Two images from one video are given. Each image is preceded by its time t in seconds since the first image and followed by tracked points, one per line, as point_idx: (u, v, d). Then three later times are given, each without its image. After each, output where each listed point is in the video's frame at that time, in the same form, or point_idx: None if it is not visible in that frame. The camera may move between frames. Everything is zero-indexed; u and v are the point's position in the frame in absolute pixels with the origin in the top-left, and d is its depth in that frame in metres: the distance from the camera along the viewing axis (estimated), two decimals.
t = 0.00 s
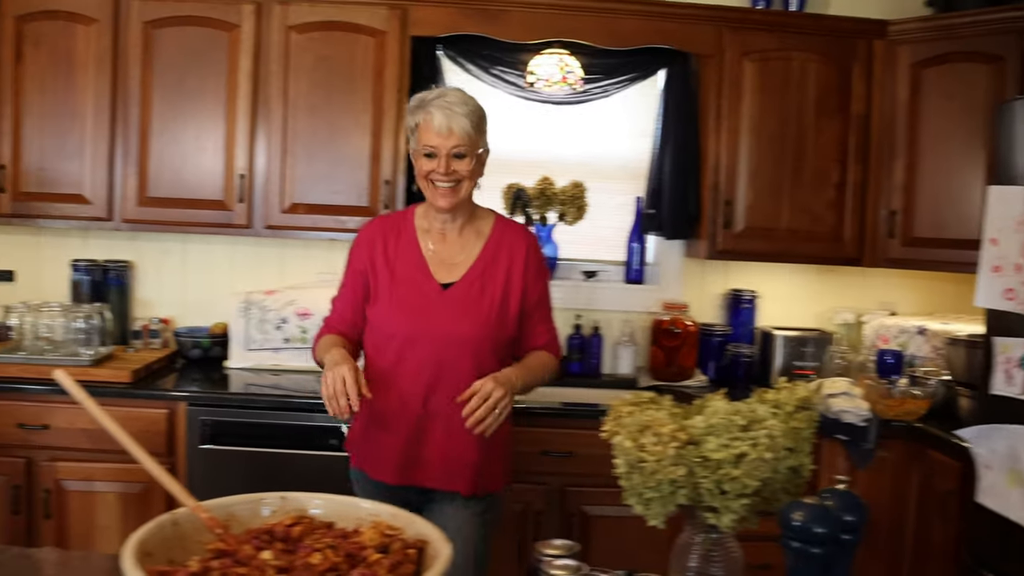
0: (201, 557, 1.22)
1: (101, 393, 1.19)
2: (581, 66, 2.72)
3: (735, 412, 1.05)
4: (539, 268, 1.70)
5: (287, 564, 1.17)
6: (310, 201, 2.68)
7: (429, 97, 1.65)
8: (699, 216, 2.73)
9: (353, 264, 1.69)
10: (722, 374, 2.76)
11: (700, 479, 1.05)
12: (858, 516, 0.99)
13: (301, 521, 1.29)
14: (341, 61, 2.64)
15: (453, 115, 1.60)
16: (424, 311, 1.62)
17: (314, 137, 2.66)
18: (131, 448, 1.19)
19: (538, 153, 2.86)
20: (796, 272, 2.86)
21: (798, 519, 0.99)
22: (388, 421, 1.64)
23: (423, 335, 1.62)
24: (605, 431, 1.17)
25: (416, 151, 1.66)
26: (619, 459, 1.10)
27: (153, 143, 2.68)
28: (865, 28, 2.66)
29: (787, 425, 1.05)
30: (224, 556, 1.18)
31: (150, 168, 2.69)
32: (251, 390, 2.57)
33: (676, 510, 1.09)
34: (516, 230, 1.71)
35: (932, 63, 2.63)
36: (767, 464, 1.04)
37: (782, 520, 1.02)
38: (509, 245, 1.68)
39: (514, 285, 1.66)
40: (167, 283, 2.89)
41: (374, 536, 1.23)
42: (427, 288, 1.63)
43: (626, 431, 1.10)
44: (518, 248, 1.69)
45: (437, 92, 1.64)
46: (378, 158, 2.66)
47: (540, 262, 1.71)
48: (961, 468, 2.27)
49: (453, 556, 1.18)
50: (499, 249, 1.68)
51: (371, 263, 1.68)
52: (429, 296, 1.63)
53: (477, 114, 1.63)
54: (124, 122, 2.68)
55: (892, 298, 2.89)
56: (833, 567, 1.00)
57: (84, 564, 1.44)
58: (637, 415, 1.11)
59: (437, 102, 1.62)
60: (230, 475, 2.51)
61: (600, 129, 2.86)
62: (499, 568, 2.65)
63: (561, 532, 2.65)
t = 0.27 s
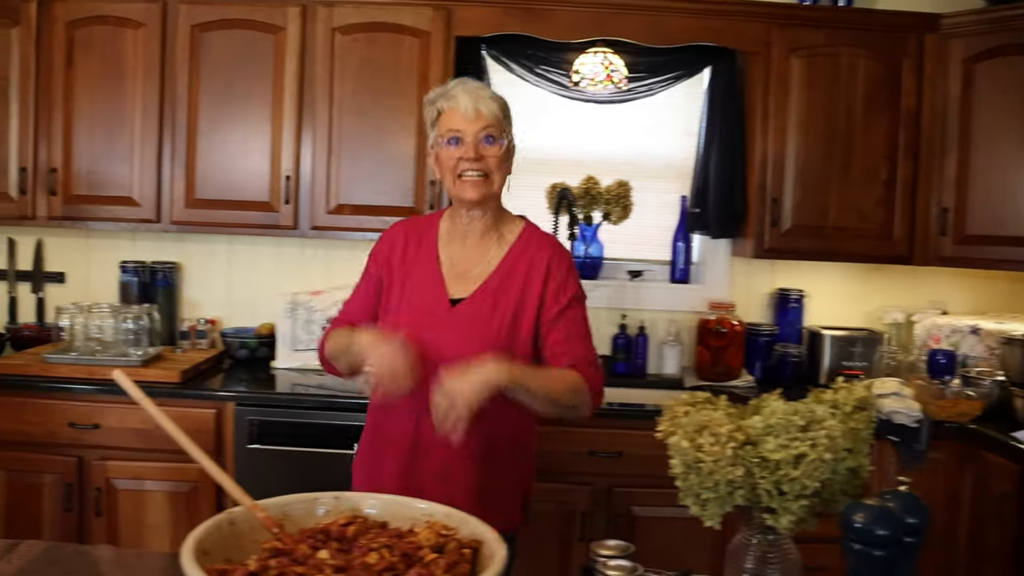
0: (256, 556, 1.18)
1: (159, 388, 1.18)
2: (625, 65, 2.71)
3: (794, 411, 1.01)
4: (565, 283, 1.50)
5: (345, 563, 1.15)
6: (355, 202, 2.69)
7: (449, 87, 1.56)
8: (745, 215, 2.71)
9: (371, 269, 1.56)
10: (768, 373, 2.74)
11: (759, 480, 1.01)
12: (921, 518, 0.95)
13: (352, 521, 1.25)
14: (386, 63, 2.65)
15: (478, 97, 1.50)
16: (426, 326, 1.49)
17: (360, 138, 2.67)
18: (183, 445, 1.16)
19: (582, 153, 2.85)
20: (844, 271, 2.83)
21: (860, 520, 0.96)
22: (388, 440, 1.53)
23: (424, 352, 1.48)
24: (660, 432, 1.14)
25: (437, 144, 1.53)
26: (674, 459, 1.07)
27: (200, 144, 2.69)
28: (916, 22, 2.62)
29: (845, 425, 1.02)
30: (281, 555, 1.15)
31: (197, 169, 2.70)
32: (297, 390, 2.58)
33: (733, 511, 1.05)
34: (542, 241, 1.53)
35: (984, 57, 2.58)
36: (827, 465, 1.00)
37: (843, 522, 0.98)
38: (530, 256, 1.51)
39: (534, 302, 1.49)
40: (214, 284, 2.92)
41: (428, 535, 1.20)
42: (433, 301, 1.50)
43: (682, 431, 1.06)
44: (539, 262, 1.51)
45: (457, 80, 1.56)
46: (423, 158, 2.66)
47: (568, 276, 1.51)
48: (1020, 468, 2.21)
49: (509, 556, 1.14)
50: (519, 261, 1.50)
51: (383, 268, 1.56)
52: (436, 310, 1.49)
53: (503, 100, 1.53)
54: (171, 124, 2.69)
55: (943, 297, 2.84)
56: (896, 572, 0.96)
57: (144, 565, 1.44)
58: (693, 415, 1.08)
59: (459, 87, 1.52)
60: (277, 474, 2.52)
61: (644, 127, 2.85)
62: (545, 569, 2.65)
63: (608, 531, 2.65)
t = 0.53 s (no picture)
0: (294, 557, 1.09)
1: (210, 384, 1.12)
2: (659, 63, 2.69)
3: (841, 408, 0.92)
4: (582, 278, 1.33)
5: (388, 563, 1.05)
6: (390, 203, 2.69)
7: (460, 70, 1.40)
8: (782, 214, 2.67)
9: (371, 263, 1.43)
10: (804, 373, 2.72)
11: (804, 481, 0.92)
12: (971, 520, 0.94)
13: (395, 521, 1.14)
14: (421, 63, 2.64)
15: (490, 74, 1.32)
16: (425, 326, 1.34)
17: (395, 139, 2.66)
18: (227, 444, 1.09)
19: (615, 152, 2.85)
20: (881, 270, 2.80)
21: (908, 521, 0.93)
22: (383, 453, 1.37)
23: (422, 356, 1.33)
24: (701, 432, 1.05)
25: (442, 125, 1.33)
26: (716, 460, 0.98)
27: (235, 145, 2.70)
28: (956, 17, 2.58)
29: (892, 425, 0.93)
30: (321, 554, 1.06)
31: (232, 170, 2.70)
32: (333, 389, 2.60)
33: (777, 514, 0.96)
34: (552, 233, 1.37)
35: None
36: (876, 466, 0.91)
37: (890, 523, 0.96)
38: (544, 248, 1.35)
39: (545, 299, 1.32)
40: (250, 285, 2.93)
41: (473, 534, 1.09)
42: (434, 298, 1.35)
43: (725, 430, 0.98)
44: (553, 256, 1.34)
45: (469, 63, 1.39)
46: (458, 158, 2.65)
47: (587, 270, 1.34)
48: None
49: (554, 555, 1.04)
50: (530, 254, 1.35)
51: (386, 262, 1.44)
52: (436, 308, 1.34)
53: (520, 83, 1.35)
54: (206, 124, 2.69)
55: (982, 296, 2.80)
56: None
57: (186, 564, 1.43)
58: (736, 413, 0.99)
59: (471, 64, 1.35)
60: (312, 473, 2.53)
61: (678, 126, 2.84)
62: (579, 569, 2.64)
63: (644, 531, 2.64)
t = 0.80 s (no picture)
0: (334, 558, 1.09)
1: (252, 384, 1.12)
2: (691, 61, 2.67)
3: (885, 411, 0.93)
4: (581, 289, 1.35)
5: (428, 564, 1.04)
6: (421, 204, 2.69)
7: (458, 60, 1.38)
8: (815, 213, 2.66)
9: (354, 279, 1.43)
10: (838, 374, 2.68)
11: (847, 484, 0.93)
12: None
13: (432, 521, 1.13)
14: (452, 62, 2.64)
15: (491, 75, 1.32)
16: (427, 341, 1.34)
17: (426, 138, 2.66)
18: (266, 447, 1.10)
19: (647, 151, 2.84)
20: (917, 270, 2.77)
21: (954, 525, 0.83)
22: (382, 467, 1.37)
23: (423, 371, 1.33)
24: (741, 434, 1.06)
25: (439, 123, 1.35)
26: (757, 462, 0.99)
27: (267, 146, 2.70)
28: (994, 12, 2.54)
29: (937, 427, 0.93)
30: (361, 555, 1.05)
31: (265, 171, 2.71)
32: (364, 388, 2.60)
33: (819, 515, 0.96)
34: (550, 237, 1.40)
35: None
36: (921, 469, 0.91)
37: (936, 525, 0.85)
38: (542, 260, 1.37)
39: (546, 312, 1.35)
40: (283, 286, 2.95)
41: (512, 536, 1.08)
42: (435, 312, 1.35)
43: (766, 432, 0.98)
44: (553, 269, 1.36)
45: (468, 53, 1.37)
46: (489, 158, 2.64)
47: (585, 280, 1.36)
48: None
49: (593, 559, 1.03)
50: (530, 267, 1.36)
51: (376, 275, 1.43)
52: (437, 323, 1.34)
53: (519, 82, 1.36)
54: (238, 125, 2.70)
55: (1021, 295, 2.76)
56: None
57: (224, 564, 1.43)
58: (777, 416, 1.00)
59: (470, 59, 1.34)
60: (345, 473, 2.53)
61: (710, 125, 2.82)
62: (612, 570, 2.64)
63: (677, 533, 2.63)
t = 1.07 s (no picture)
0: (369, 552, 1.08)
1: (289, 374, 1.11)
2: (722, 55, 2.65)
3: (927, 407, 0.91)
4: (558, 287, 1.38)
5: (464, 558, 1.04)
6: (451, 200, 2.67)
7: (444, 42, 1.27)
8: (847, 209, 2.63)
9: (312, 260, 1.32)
10: (870, 371, 2.66)
11: (888, 480, 0.91)
12: None
13: (465, 518, 1.12)
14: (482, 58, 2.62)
15: (480, 70, 1.22)
16: (413, 344, 1.30)
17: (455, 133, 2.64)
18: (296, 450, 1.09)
19: (677, 146, 2.83)
20: (951, 265, 2.73)
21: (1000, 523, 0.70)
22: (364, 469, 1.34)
23: (411, 374, 1.30)
24: (780, 428, 1.04)
25: (420, 114, 1.26)
26: (795, 457, 0.97)
27: (297, 143, 2.70)
28: None
29: (981, 423, 0.90)
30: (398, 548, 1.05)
31: (294, 167, 2.71)
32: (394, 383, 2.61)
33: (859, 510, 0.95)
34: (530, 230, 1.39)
35: None
36: (965, 465, 0.89)
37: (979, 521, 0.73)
38: (524, 257, 1.37)
39: (529, 311, 1.36)
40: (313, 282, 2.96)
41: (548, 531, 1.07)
42: (419, 313, 1.31)
43: (805, 427, 0.97)
44: (533, 268, 1.37)
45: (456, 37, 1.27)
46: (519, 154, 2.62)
47: (562, 277, 1.39)
48: None
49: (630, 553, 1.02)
50: (513, 266, 1.36)
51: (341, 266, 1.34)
52: (423, 325, 1.30)
53: (510, 75, 1.27)
54: (268, 122, 2.70)
55: None
56: None
57: (258, 558, 1.43)
58: (816, 411, 0.98)
59: (458, 48, 1.24)
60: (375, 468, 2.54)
61: (741, 119, 2.80)
62: (641, 567, 2.63)
63: (707, 529, 2.61)
